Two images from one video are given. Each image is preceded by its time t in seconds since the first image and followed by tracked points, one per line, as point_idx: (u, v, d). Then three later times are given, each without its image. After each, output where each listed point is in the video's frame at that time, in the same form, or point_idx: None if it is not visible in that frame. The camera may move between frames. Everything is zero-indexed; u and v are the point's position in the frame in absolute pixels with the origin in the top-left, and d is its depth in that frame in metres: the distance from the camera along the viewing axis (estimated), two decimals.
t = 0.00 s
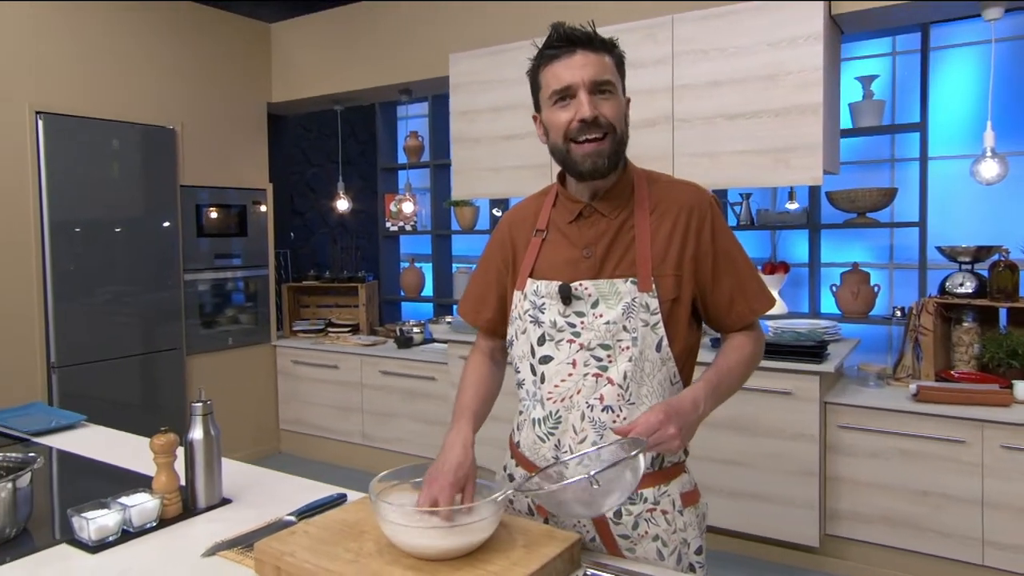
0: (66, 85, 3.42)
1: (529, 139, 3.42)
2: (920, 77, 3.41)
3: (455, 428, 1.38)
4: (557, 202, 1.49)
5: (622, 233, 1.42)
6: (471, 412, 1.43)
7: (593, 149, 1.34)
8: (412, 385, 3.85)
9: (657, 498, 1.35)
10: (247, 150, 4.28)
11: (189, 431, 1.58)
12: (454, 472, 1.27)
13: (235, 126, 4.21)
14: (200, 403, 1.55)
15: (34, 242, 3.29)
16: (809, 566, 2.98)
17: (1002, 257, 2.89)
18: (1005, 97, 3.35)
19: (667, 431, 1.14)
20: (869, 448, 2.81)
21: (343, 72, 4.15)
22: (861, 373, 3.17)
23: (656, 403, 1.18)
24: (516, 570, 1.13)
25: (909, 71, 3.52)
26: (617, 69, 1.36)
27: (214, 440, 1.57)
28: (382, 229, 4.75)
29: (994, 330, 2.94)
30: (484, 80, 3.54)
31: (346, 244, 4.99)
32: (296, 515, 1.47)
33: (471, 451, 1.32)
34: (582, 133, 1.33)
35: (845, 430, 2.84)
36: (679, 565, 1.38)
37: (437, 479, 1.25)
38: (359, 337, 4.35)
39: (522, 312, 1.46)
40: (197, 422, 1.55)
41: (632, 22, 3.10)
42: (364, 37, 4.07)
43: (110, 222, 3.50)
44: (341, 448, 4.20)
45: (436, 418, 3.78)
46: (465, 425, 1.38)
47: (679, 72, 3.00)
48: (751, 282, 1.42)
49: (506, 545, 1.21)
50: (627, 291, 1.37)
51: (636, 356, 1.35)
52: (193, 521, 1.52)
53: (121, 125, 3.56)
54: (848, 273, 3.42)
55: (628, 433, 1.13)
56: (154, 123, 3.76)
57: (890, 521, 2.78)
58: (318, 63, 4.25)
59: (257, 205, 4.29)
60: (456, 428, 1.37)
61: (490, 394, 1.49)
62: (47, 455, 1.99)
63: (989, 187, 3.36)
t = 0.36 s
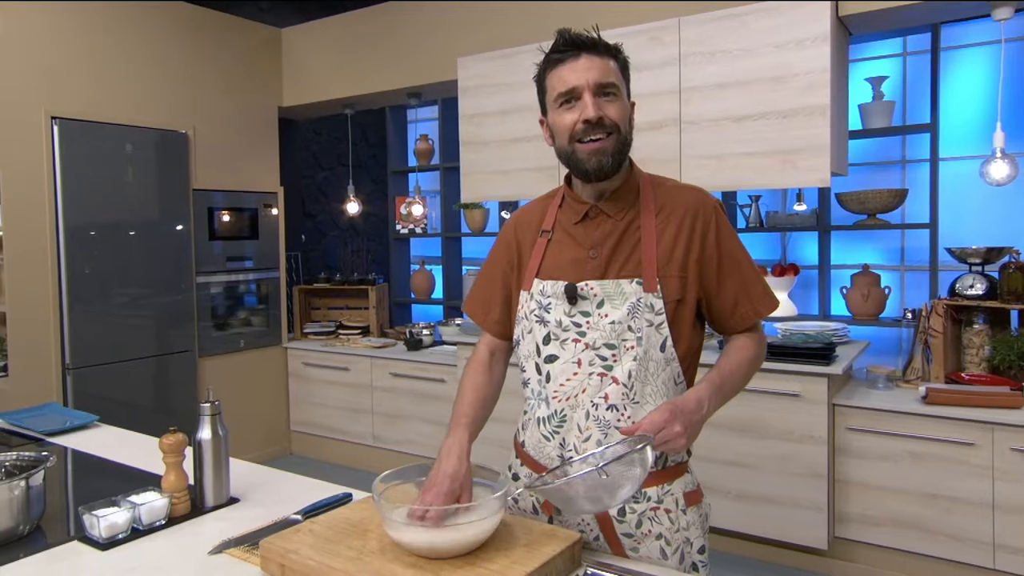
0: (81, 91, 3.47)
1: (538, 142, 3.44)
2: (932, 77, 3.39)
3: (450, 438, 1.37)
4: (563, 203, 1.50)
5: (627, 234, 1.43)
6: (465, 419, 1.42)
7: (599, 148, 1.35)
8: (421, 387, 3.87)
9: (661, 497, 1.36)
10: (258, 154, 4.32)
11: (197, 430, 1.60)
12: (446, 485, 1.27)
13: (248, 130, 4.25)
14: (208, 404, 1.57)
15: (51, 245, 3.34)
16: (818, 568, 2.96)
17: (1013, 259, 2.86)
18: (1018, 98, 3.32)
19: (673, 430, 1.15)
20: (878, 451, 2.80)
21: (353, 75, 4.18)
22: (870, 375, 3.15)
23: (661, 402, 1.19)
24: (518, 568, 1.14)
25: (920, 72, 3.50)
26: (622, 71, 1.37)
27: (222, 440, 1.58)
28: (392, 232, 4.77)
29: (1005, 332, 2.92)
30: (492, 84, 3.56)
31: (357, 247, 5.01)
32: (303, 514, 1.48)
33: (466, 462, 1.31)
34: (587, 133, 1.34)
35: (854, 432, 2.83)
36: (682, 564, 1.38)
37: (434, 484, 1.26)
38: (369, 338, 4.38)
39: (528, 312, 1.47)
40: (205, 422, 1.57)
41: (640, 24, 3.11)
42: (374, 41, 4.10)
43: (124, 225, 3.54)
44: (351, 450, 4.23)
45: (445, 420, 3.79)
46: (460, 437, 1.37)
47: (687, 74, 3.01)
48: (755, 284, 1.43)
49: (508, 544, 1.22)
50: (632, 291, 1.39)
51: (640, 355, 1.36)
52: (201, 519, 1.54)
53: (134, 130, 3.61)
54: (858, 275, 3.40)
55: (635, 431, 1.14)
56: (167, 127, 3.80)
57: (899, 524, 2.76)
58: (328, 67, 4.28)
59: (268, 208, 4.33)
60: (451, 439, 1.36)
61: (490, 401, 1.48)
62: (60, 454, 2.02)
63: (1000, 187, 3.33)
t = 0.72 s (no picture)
0: (89, 94, 3.50)
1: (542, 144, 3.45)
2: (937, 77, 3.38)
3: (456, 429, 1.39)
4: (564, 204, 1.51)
5: (625, 235, 1.44)
6: (466, 410, 1.44)
7: (570, 176, 1.35)
8: (427, 388, 3.88)
9: (658, 495, 1.37)
10: (265, 156, 4.34)
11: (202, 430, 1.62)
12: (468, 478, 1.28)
13: (254, 132, 4.28)
14: (212, 404, 1.59)
15: (58, 247, 3.37)
16: (823, 570, 2.96)
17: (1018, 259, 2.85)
18: None
19: (663, 428, 1.16)
20: (883, 452, 2.79)
21: (359, 78, 4.20)
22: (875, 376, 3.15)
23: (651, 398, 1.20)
24: (518, 566, 1.15)
25: (925, 73, 3.49)
26: (597, 93, 1.31)
27: (226, 440, 1.60)
28: (398, 234, 4.78)
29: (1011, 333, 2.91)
30: (497, 86, 3.58)
31: (362, 249, 5.03)
32: (306, 514, 1.50)
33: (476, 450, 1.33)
34: (560, 162, 1.34)
35: (858, 433, 2.83)
36: (679, 562, 1.40)
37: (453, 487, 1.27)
38: (375, 340, 4.40)
39: (528, 311, 1.48)
40: (210, 422, 1.58)
41: (644, 26, 3.12)
42: (379, 43, 4.12)
43: (131, 227, 3.57)
44: (356, 451, 4.24)
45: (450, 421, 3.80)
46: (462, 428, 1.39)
47: (691, 76, 3.01)
48: (751, 287, 1.43)
49: (508, 543, 1.23)
50: (629, 291, 1.39)
51: (637, 354, 1.37)
52: (205, 519, 1.56)
53: (141, 133, 3.63)
54: (864, 276, 3.39)
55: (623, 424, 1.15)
56: (173, 130, 3.83)
57: (904, 525, 2.76)
58: (334, 70, 4.30)
59: (274, 210, 4.35)
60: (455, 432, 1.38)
61: (483, 387, 1.52)
62: (67, 454, 2.04)
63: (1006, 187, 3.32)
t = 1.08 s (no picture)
0: (93, 95, 3.51)
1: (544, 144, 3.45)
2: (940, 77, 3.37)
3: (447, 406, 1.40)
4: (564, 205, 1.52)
5: (621, 235, 1.44)
6: (463, 389, 1.45)
7: (559, 189, 1.37)
8: (429, 387, 3.88)
9: (648, 493, 1.37)
10: (267, 156, 4.35)
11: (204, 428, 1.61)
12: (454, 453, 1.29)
13: (257, 133, 4.28)
14: (214, 403, 1.59)
15: (62, 247, 3.38)
16: (825, 571, 2.95)
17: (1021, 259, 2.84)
18: None
19: (645, 432, 1.18)
20: (885, 452, 2.78)
21: (361, 78, 4.21)
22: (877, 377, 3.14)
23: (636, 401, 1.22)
24: (517, 565, 1.15)
25: (927, 73, 3.49)
26: (577, 108, 1.31)
27: (229, 439, 1.60)
28: (400, 234, 4.78)
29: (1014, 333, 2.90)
30: (498, 86, 3.58)
31: (365, 249, 5.04)
32: (307, 513, 1.50)
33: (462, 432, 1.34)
34: (549, 175, 1.37)
35: (860, 433, 2.82)
36: (671, 561, 1.39)
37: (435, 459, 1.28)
38: (377, 340, 4.40)
39: (526, 309, 1.48)
40: (212, 421, 1.58)
41: (646, 26, 3.11)
42: (382, 43, 4.12)
43: (134, 227, 3.58)
44: (359, 450, 4.25)
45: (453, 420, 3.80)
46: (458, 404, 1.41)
47: (693, 75, 3.01)
48: (748, 289, 1.42)
49: (508, 542, 1.23)
50: (623, 292, 1.40)
51: (629, 354, 1.37)
52: (207, 518, 1.56)
53: (144, 133, 3.64)
54: (867, 276, 3.39)
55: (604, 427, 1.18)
56: (176, 130, 3.83)
57: (906, 526, 2.75)
58: (336, 70, 4.31)
59: (276, 210, 4.36)
60: (449, 407, 1.40)
61: (481, 380, 1.51)
62: (70, 453, 2.05)
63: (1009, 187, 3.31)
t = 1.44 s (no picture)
0: (92, 92, 3.50)
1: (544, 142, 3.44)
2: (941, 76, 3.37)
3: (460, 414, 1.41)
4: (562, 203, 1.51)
5: (620, 233, 1.44)
6: (475, 397, 1.46)
7: (552, 188, 1.36)
8: (429, 386, 3.88)
9: (648, 492, 1.37)
10: (267, 154, 4.34)
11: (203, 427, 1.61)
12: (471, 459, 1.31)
13: (257, 130, 4.28)
14: (213, 401, 1.58)
15: (61, 245, 3.37)
16: (825, 570, 2.95)
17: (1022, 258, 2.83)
18: None
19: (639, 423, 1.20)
20: (885, 451, 2.78)
21: (361, 75, 4.19)
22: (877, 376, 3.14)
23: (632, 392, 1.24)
24: (518, 565, 1.14)
25: (928, 72, 3.48)
26: (573, 107, 1.31)
27: (228, 437, 1.60)
28: (400, 232, 4.77)
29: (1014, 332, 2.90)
30: (498, 84, 3.58)
31: (364, 247, 5.03)
32: (307, 512, 1.49)
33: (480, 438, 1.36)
34: (543, 174, 1.37)
35: (861, 432, 2.82)
36: (670, 561, 1.39)
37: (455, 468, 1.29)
38: (376, 338, 4.40)
39: (526, 308, 1.48)
40: (211, 420, 1.58)
41: (647, 24, 3.10)
42: (382, 41, 4.11)
43: (133, 224, 3.57)
44: (358, 448, 4.25)
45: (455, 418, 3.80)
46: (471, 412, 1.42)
47: (693, 74, 3.01)
48: (746, 287, 1.41)
49: (508, 541, 1.23)
50: (622, 289, 1.39)
51: (628, 351, 1.36)
52: (206, 516, 1.55)
53: (143, 130, 3.63)
54: (867, 275, 3.38)
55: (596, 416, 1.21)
56: (176, 128, 3.83)
57: (906, 525, 2.75)
58: (336, 68, 4.30)
59: (276, 208, 4.35)
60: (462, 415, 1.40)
61: (494, 390, 1.51)
62: (69, 451, 2.05)
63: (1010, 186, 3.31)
